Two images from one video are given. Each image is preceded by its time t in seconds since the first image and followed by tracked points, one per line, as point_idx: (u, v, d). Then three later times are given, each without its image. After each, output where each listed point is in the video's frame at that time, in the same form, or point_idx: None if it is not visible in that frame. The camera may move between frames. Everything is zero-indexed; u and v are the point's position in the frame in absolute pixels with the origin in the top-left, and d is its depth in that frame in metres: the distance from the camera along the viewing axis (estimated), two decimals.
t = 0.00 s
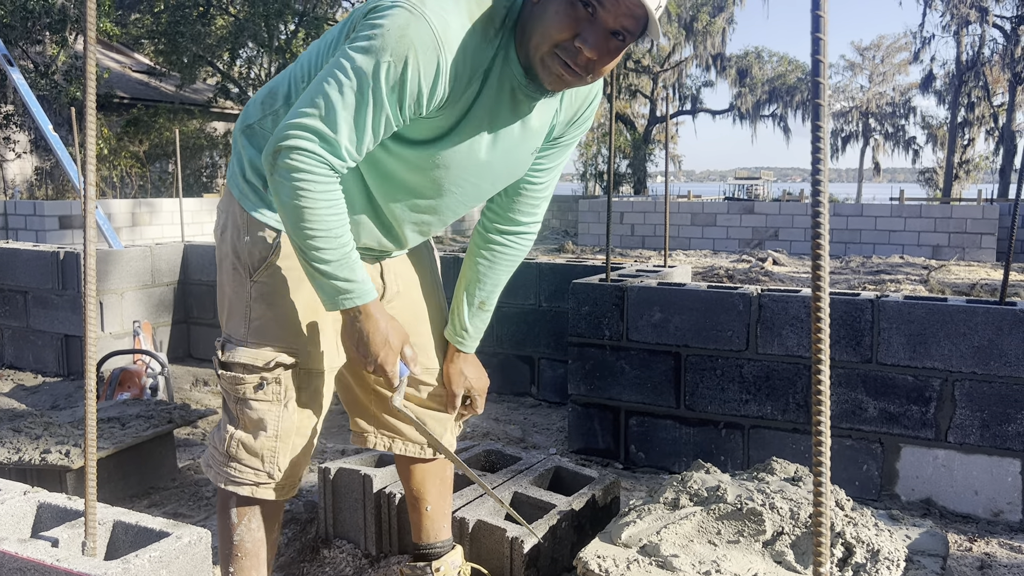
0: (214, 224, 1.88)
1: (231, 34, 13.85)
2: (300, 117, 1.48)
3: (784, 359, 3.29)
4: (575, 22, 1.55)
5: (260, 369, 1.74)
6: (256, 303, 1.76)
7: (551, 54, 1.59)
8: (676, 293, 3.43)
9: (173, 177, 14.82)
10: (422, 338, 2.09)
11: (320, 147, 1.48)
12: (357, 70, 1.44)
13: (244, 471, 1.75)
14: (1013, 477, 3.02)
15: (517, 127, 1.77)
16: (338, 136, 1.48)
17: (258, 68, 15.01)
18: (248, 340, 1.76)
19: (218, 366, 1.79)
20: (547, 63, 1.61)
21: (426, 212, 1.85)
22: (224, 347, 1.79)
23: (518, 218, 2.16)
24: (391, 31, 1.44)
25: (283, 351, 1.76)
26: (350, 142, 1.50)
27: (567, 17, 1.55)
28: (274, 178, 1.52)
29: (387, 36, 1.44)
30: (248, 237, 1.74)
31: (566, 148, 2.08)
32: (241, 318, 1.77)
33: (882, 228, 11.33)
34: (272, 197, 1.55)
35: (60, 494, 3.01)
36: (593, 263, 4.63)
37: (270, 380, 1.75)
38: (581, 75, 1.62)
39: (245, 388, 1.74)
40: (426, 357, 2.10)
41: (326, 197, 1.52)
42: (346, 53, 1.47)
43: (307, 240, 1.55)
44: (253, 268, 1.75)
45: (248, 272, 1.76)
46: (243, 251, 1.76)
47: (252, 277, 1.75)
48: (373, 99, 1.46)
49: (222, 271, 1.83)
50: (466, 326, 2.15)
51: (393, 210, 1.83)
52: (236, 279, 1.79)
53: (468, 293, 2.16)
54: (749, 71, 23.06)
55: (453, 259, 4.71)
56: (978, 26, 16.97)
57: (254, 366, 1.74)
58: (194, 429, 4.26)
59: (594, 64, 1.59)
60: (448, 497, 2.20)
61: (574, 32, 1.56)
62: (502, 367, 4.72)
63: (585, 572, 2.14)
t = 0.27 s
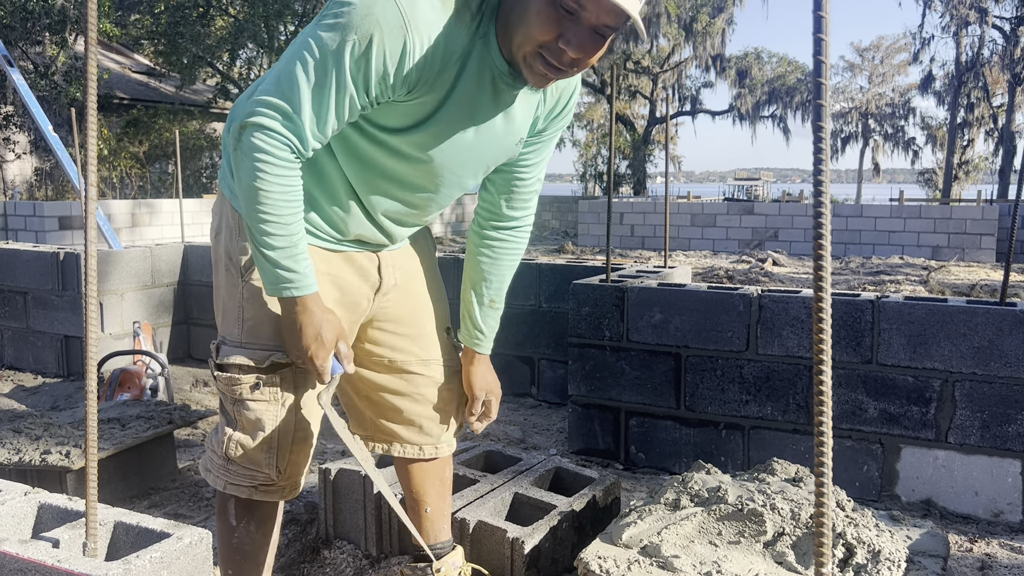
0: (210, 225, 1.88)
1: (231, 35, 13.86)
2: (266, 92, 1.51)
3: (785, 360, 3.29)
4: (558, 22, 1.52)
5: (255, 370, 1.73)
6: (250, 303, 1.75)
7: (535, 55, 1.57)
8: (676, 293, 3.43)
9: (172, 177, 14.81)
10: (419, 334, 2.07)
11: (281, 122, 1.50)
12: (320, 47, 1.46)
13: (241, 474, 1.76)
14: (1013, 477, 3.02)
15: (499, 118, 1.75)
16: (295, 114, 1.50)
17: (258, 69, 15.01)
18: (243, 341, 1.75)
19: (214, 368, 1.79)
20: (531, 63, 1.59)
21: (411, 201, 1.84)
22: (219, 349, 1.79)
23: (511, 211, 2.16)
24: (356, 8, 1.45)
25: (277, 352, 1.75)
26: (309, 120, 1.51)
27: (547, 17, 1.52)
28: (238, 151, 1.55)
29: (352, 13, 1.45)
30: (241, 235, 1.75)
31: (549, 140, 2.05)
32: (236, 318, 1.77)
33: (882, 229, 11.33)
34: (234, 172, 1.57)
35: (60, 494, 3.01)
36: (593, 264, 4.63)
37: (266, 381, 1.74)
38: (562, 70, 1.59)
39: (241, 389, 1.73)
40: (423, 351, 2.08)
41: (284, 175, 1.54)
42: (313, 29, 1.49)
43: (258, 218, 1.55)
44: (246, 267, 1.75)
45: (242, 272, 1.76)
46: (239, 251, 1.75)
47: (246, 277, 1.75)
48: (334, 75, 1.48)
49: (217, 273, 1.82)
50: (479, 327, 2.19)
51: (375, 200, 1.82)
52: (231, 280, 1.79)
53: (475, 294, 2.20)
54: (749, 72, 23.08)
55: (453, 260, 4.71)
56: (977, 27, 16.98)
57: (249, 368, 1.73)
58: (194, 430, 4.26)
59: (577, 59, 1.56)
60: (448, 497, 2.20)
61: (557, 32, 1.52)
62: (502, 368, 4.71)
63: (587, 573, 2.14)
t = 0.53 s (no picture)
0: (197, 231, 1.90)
1: (230, 35, 13.87)
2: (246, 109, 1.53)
3: (784, 361, 3.29)
4: (524, 37, 1.54)
5: (229, 375, 1.73)
6: (228, 307, 1.75)
7: (500, 66, 1.58)
8: (675, 293, 3.43)
9: (172, 178, 14.81)
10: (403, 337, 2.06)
11: (261, 139, 1.51)
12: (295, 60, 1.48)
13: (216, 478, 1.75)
14: (1012, 478, 3.02)
15: (475, 125, 1.75)
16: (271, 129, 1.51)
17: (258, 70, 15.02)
18: (219, 346, 1.75)
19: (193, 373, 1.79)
20: (496, 75, 1.61)
21: (394, 208, 1.86)
22: (198, 354, 1.78)
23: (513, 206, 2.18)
24: (321, 17, 1.46)
25: (250, 356, 1.73)
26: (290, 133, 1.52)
27: (512, 29, 1.54)
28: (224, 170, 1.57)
29: (318, 22, 1.47)
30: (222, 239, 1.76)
31: (544, 140, 2.07)
32: (215, 323, 1.77)
33: (881, 229, 11.34)
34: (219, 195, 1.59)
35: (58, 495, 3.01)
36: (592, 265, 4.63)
37: (239, 386, 1.73)
38: (526, 81, 1.61)
39: (214, 394, 1.72)
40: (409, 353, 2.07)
41: (265, 192, 1.55)
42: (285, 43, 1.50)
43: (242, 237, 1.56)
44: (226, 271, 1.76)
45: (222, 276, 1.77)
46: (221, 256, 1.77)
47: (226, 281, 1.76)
48: (310, 87, 1.49)
49: (202, 277, 1.84)
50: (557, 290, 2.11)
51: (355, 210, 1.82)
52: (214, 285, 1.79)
53: (524, 288, 2.16)
54: (748, 72, 23.10)
55: (453, 261, 4.71)
56: (977, 27, 16.98)
57: (223, 372, 1.72)
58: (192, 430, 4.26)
59: (543, 73, 1.57)
60: (440, 499, 2.19)
61: (521, 43, 1.54)
62: (502, 369, 4.71)
63: (585, 574, 2.14)
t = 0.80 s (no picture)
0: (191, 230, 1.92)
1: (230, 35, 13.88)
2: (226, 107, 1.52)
3: (785, 361, 3.29)
4: (522, 41, 1.52)
5: (222, 377, 1.74)
6: (220, 307, 1.76)
7: (495, 68, 1.58)
8: (677, 293, 3.43)
9: (172, 178, 14.80)
10: (395, 339, 2.06)
11: (242, 138, 1.51)
12: (270, 55, 1.47)
13: (211, 479, 1.76)
14: (1014, 478, 3.02)
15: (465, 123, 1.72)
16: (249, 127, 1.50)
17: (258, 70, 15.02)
18: (211, 347, 1.76)
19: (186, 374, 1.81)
20: (490, 77, 1.60)
21: (382, 206, 1.84)
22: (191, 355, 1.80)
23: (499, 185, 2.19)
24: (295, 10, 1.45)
25: (242, 358, 1.74)
26: (271, 128, 1.51)
27: (509, 34, 1.52)
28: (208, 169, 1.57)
29: (292, 15, 1.45)
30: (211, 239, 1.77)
31: (534, 133, 2.11)
32: (208, 324, 1.78)
33: (881, 229, 11.34)
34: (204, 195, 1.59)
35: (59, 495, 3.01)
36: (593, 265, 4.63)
37: (231, 387, 1.74)
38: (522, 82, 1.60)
39: (207, 396, 1.74)
40: (401, 355, 2.07)
41: (250, 191, 1.55)
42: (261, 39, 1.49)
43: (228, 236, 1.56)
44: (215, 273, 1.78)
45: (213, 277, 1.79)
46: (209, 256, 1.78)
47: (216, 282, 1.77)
48: (287, 81, 1.48)
49: (195, 279, 1.85)
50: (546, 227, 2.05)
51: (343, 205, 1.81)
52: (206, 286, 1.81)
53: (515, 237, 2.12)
54: (748, 73, 23.12)
55: (453, 261, 4.71)
56: (977, 28, 16.98)
57: (215, 374, 1.74)
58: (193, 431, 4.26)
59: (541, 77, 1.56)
60: (441, 500, 2.19)
61: (519, 49, 1.53)
62: (503, 369, 4.71)
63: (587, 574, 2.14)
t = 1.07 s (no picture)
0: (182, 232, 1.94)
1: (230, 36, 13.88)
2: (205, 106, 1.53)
3: (785, 361, 3.29)
4: (544, 37, 1.60)
5: (213, 377, 1.76)
6: (209, 307, 1.79)
7: (515, 66, 1.69)
8: (678, 293, 3.43)
9: (172, 179, 14.80)
10: (390, 340, 2.05)
11: (224, 138, 1.51)
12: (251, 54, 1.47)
13: (203, 480, 1.79)
14: (1014, 478, 3.02)
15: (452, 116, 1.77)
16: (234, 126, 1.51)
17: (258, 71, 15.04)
18: (202, 346, 1.79)
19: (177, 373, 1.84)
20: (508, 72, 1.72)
21: (369, 196, 1.88)
22: (182, 354, 1.83)
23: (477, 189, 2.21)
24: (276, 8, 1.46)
25: (234, 358, 1.77)
26: (253, 126, 1.52)
27: (531, 35, 1.59)
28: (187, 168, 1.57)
29: (273, 15, 1.46)
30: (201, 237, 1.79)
31: (519, 124, 2.09)
32: (198, 323, 1.81)
33: (881, 230, 11.34)
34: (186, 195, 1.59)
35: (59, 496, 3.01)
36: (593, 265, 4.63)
37: (223, 387, 1.76)
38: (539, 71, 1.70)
39: (198, 396, 1.76)
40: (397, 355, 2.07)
41: (234, 190, 1.55)
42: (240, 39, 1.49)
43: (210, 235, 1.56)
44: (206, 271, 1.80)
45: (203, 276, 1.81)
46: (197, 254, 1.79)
47: (206, 279, 1.79)
48: (270, 79, 1.49)
49: (187, 276, 1.87)
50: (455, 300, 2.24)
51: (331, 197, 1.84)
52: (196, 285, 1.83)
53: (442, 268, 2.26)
54: (748, 73, 23.13)
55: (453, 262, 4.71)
56: (976, 28, 16.97)
57: (206, 374, 1.76)
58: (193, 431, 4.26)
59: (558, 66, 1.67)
60: (442, 500, 2.19)
61: (539, 46, 1.61)
62: (503, 369, 4.71)
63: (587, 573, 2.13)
